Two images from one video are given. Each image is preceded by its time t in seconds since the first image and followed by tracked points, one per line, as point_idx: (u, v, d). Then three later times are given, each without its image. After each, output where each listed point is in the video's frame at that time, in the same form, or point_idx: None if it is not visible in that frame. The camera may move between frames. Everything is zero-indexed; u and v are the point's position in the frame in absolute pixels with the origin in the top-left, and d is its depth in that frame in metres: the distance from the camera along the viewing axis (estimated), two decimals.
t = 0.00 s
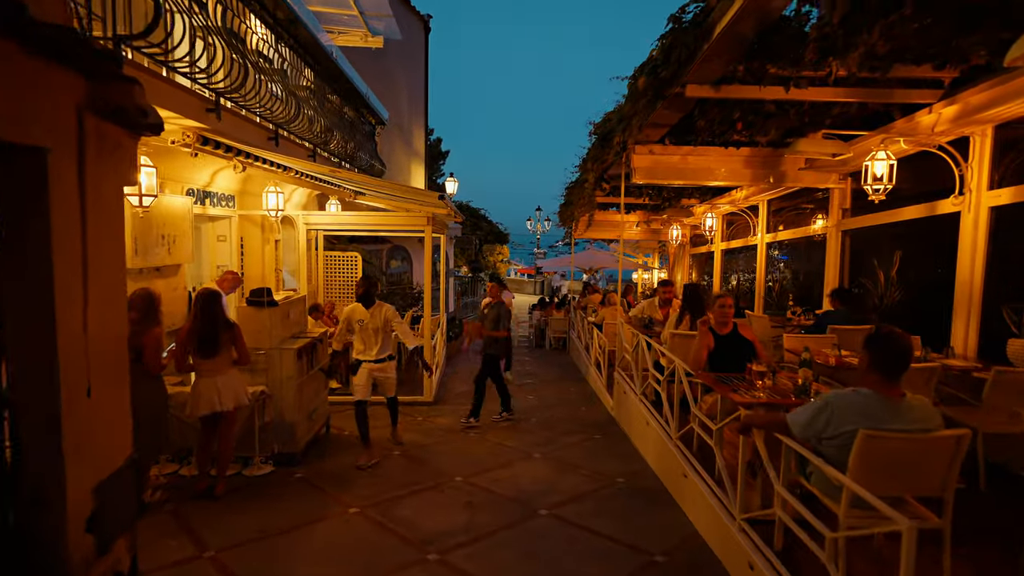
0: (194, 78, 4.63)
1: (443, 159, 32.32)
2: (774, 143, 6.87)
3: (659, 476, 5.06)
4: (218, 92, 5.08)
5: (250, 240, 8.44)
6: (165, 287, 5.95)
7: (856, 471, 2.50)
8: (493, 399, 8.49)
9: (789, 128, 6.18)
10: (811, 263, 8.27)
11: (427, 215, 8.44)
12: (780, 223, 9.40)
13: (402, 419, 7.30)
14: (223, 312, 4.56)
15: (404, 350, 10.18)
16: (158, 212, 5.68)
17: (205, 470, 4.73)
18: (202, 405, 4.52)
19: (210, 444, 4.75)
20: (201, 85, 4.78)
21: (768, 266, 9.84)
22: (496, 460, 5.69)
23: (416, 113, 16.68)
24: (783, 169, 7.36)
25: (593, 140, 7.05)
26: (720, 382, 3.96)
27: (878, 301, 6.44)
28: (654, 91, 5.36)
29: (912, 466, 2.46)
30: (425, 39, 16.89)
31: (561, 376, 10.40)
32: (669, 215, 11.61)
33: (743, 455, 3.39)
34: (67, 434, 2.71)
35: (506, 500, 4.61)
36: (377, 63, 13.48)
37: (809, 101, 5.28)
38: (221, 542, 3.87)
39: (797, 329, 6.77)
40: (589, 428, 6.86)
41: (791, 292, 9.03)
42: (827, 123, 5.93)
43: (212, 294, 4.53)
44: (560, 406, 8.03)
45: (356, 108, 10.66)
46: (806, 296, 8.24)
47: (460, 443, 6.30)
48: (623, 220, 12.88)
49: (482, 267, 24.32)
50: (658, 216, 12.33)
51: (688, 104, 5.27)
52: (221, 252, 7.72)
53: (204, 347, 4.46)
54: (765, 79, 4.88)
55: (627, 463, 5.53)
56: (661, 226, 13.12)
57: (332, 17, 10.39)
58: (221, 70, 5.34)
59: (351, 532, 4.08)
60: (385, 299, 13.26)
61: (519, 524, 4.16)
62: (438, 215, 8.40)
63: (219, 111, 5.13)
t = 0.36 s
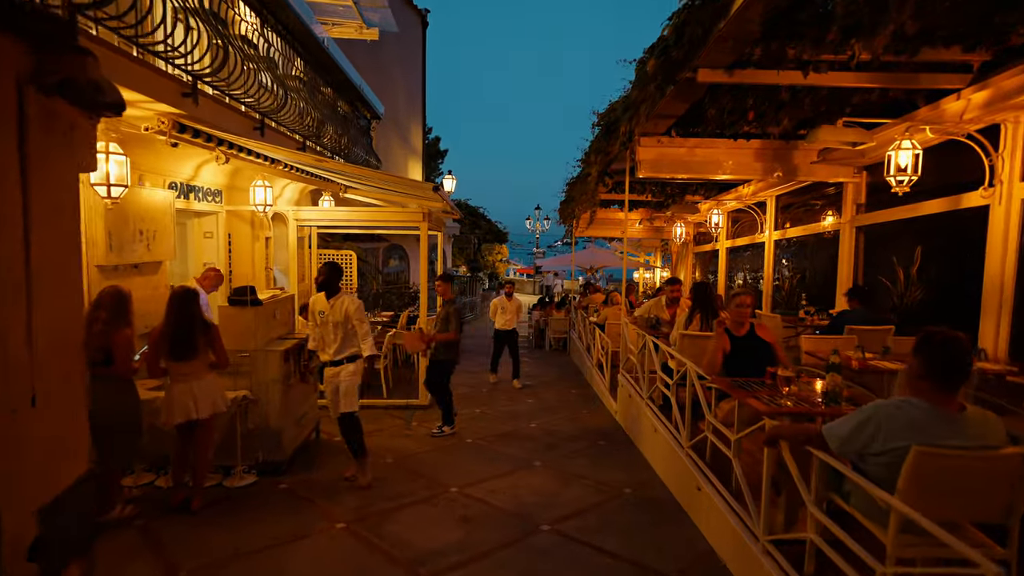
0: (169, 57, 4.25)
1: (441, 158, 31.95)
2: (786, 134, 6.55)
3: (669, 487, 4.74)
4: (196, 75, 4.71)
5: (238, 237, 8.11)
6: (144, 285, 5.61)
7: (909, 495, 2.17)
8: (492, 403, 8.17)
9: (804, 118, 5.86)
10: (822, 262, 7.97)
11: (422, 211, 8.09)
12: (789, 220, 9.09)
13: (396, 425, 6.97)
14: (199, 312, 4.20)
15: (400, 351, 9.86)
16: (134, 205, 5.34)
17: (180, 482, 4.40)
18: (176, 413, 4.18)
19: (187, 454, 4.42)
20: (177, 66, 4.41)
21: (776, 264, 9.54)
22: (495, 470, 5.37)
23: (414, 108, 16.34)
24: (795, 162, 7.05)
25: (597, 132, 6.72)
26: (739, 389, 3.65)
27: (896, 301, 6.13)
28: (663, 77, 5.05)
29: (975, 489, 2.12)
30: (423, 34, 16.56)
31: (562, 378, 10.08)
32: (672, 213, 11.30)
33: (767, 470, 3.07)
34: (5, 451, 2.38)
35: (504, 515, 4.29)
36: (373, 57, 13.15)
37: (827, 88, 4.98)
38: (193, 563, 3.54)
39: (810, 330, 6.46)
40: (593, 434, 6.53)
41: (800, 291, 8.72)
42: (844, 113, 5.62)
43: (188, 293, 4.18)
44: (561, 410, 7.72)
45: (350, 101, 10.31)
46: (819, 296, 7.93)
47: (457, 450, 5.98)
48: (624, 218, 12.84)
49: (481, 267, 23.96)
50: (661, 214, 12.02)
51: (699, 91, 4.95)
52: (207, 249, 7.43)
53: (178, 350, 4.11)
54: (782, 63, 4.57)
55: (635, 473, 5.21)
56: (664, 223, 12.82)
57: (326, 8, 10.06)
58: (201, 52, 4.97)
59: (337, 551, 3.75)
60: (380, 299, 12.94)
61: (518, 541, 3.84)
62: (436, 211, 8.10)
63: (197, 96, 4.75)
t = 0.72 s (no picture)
0: (134, 39, 3.86)
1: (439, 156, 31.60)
2: (798, 127, 6.22)
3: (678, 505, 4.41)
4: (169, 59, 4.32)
5: (223, 236, 7.78)
6: (117, 287, 5.27)
7: (978, 541, 1.83)
8: (488, 410, 7.83)
9: (818, 109, 5.53)
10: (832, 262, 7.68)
11: (416, 209, 7.75)
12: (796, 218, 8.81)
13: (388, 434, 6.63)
14: (167, 318, 3.85)
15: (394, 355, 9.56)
16: (105, 202, 5.00)
17: (148, 503, 4.05)
18: (140, 429, 3.81)
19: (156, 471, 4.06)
20: (145, 50, 4.02)
21: (783, 265, 9.21)
22: (491, 485, 5.03)
23: (410, 105, 15.98)
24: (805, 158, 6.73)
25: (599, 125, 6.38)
26: (757, 404, 3.31)
27: (914, 304, 5.83)
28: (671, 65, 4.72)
29: None
30: (419, 29, 16.24)
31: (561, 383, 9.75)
32: (675, 211, 10.97)
33: (793, 497, 2.75)
34: None
35: (500, 538, 3.97)
36: (368, 52, 12.80)
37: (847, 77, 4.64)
38: None
39: (823, 334, 6.16)
40: (594, 445, 6.19)
41: (809, 293, 8.40)
42: (863, 104, 5.29)
43: (154, 296, 3.79)
44: (561, 418, 7.39)
45: (341, 96, 9.95)
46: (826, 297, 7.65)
47: (451, 463, 5.66)
48: (624, 216, 12.62)
49: (479, 267, 23.65)
50: (663, 212, 11.69)
51: (709, 79, 4.63)
52: (190, 249, 7.11)
53: (143, 360, 3.74)
54: (799, 48, 4.23)
55: (640, 489, 4.88)
56: (667, 222, 12.50)
57: None
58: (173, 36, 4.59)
59: None
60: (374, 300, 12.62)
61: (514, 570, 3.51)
62: (430, 211, 7.83)
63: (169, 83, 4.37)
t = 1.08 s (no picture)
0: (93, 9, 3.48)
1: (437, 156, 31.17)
2: (814, 117, 5.88)
3: (692, 524, 4.06)
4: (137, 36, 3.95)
5: (208, 233, 7.43)
6: (88, 286, 4.91)
7: None
8: (487, 416, 7.48)
9: (838, 96, 5.19)
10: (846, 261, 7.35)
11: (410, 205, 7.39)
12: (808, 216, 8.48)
13: (380, 443, 6.29)
14: (132, 319, 3.48)
15: (389, 356, 9.23)
16: (72, 193, 4.64)
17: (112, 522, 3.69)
18: (101, 442, 3.44)
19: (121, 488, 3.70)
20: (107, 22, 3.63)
21: (794, 263, 8.87)
22: (488, 501, 4.68)
23: (406, 100, 15.59)
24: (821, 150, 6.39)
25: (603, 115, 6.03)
26: (786, 417, 2.96)
27: (939, 305, 5.51)
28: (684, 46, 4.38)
29: None
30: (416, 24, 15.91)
31: (562, 386, 9.41)
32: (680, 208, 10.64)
33: (834, 528, 2.41)
34: None
35: (498, 561, 3.63)
36: (363, 44, 12.44)
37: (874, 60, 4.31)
38: None
39: (840, 336, 5.84)
40: (598, 454, 5.84)
41: (822, 293, 8.08)
42: (887, 90, 4.95)
43: (117, 294, 3.43)
44: (563, 424, 7.06)
45: (334, 87, 9.57)
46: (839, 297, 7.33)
47: (447, 474, 5.31)
48: (626, 214, 12.30)
49: (478, 267, 23.32)
50: (668, 209, 11.36)
51: (725, 62, 4.29)
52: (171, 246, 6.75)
53: (104, 365, 3.38)
54: (824, 27, 3.88)
55: (648, 503, 4.55)
56: (671, 220, 12.17)
57: None
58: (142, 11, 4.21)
59: None
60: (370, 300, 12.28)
61: None
62: (424, 206, 7.52)
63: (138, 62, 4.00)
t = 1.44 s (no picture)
0: None
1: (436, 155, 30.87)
2: (832, 108, 5.57)
3: (710, 551, 3.72)
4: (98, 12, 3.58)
5: (192, 232, 7.08)
6: (54, 288, 4.56)
7: None
8: (486, 423, 7.16)
9: (859, 85, 4.88)
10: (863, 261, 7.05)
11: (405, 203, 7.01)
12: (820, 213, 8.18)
13: (373, 453, 5.95)
14: (91, 327, 3.11)
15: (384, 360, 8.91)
16: (37, 188, 4.28)
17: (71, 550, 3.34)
18: (55, 466, 3.08)
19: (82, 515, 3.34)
20: None
21: (805, 263, 8.56)
22: (486, 519, 4.35)
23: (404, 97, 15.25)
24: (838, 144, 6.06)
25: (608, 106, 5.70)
26: (825, 439, 2.62)
27: (971, 309, 5.19)
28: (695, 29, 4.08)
29: None
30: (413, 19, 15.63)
31: (564, 391, 9.08)
32: (685, 207, 10.32)
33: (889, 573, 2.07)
34: None
35: None
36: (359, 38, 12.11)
37: (903, 45, 4.00)
38: None
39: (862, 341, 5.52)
40: (604, 466, 5.51)
41: (836, 294, 7.76)
42: (915, 78, 4.64)
43: (73, 300, 3.06)
44: (566, 432, 6.74)
45: (326, 81, 9.23)
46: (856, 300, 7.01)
47: (443, 490, 4.98)
48: (629, 213, 12.01)
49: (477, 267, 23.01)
50: (673, 207, 11.04)
51: (743, 46, 3.98)
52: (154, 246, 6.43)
53: (56, 379, 3.01)
54: (853, 3, 3.54)
55: (660, 523, 4.22)
56: (675, 218, 11.84)
57: None
58: None
59: None
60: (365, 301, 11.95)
61: None
62: (419, 204, 7.14)
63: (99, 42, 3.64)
